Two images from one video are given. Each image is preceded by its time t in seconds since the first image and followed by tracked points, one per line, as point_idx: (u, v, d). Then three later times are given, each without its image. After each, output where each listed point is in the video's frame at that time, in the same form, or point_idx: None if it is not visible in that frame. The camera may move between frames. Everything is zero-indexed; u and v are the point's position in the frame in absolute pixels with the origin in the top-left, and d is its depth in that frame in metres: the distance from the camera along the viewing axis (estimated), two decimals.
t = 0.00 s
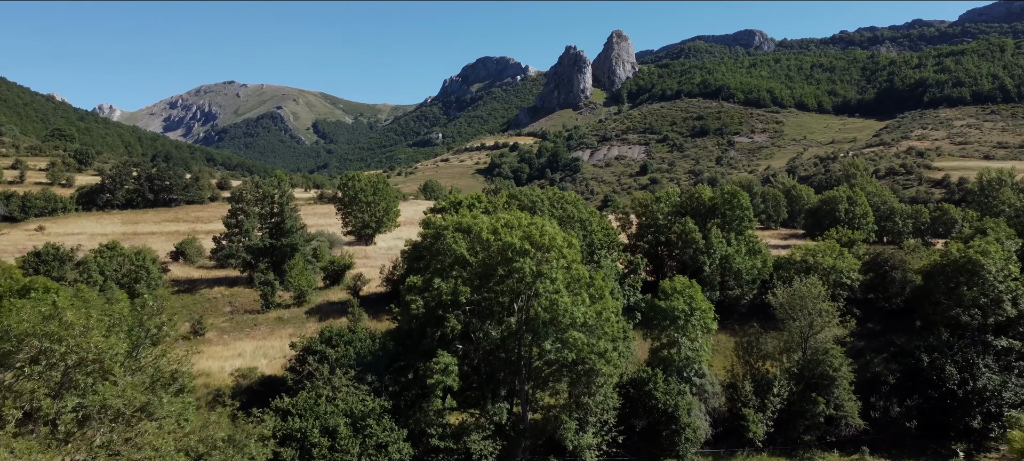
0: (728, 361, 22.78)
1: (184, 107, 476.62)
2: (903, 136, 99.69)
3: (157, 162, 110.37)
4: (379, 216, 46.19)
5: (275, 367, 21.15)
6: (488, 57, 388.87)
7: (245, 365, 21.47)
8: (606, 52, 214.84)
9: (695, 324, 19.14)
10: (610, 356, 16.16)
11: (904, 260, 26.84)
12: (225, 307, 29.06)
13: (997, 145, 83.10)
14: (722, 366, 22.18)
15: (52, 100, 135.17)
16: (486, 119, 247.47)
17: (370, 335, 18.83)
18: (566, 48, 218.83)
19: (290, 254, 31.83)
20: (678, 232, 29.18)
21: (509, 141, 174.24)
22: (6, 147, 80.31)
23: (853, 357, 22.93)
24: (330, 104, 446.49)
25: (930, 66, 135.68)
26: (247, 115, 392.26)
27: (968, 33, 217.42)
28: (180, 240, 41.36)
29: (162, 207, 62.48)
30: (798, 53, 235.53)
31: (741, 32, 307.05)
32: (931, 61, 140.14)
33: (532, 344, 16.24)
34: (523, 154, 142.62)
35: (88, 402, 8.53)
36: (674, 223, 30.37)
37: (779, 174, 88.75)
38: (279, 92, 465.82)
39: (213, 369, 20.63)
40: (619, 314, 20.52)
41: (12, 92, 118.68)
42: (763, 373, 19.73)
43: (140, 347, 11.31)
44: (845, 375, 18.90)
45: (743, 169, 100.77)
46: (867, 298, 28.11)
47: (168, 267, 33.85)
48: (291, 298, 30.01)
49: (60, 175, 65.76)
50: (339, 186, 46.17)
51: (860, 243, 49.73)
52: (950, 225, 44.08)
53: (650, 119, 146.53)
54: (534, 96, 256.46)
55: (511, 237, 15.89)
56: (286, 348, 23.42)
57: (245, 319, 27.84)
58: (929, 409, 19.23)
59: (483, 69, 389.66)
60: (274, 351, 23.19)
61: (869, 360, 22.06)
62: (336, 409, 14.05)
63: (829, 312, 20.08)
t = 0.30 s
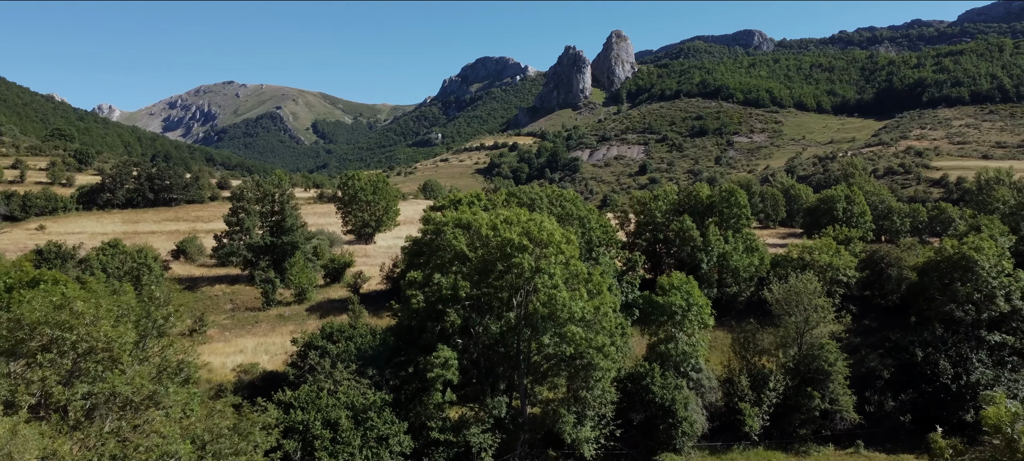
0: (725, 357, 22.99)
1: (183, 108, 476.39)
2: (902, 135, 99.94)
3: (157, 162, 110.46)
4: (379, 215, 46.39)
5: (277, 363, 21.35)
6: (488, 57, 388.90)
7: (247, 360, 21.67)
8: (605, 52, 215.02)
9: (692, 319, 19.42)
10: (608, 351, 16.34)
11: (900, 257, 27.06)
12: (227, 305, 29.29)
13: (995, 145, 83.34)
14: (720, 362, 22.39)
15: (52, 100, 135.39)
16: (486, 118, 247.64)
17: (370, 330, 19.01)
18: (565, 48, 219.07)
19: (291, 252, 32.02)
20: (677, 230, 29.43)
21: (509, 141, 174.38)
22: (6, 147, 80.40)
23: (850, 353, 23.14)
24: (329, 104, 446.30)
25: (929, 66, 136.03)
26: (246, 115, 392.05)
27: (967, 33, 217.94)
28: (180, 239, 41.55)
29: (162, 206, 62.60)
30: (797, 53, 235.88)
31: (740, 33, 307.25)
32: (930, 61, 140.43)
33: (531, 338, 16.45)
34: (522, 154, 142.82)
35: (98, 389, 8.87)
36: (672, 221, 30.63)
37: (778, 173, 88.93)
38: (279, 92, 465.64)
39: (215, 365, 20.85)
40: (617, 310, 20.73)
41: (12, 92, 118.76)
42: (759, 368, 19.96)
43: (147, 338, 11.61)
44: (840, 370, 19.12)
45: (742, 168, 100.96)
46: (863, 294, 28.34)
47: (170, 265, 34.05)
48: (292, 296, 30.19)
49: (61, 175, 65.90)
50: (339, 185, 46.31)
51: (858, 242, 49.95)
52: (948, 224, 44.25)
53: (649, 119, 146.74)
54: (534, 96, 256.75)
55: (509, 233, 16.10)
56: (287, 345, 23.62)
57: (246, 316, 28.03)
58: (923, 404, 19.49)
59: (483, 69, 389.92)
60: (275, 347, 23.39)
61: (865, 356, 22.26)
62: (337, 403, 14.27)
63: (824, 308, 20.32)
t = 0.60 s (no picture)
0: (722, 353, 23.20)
1: (182, 108, 475.92)
2: (900, 135, 100.19)
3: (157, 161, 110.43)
4: (379, 214, 46.55)
5: (278, 358, 21.55)
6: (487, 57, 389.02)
7: (248, 356, 21.89)
8: (604, 52, 215.16)
9: (688, 314, 19.69)
10: (606, 345, 16.48)
11: (896, 255, 27.29)
12: (228, 302, 29.54)
13: (993, 144, 83.61)
14: (716, 358, 22.58)
15: (52, 100, 135.23)
16: (485, 118, 247.70)
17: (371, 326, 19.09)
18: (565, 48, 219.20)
19: (292, 250, 32.19)
20: (674, 228, 29.68)
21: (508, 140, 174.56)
22: (6, 147, 80.44)
23: (845, 348, 23.38)
24: (329, 104, 446.26)
25: (928, 66, 136.36)
26: (246, 115, 391.90)
27: (965, 33, 218.36)
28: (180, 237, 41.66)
29: (162, 206, 62.68)
30: (796, 53, 236.16)
31: (740, 33, 307.41)
32: (929, 61, 140.70)
33: (530, 333, 16.64)
34: (521, 154, 143.03)
35: (107, 378, 9.24)
36: (670, 219, 30.84)
37: (777, 173, 89.13)
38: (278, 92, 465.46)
39: (217, 360, 21.05)
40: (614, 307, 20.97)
41: (12, 92, 118.74)
42: (754, 363, 20.19)
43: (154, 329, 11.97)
44: (835, 365, 19.35)
45: (741, 168, 101.15)
46: (859, 291, 28.59)
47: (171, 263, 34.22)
48: (293, 293, 30.41)
49: (61, 174, 66.01)
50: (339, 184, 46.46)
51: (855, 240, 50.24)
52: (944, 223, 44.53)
53: (648, 119, 146.98)
54: (533, 96, 256.86)
55: (508, 229, 16.32)
56: (288, 341, 23.85)
57: (247, 313, 28.21)
58: (916, 398, 19.80)
59: (482, 68, 390.15)
60: (277, 344, 23.60)
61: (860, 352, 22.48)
62: (339, 396, 14.49)
63: (819, 304, 20.54)
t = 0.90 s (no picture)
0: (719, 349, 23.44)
1: (182, 108, 475.52)
2: (899, 135, 100.39)
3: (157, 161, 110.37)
4: (379, 213, 46.73)
5: (280, 354, 21.75)
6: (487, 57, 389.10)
7: (250, 352, 22.08)
8: (604, 52, 215.28)
9: (685, 310, 19.98)
10: (604, 340, 16.66)
11: (892, 252, 27.53)
12: (229, 300, 29.71)
13: (991, 144, 83.81)
14: (713, 354, 22.81)
15: (51, 100, 135.08)
16: (484, 118, 247.73)
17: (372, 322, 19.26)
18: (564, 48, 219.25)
19: (293, 248, 32.36)
20: (671, 225, 29.89)
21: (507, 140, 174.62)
22: (6, 146, 80.51)
23: (841, 343, 23.64)
24: (328, 104, 446.08)
25: (926, 66, 136.62)
26: (245, 115, 391.71)
27: (964, 33, 218.59)
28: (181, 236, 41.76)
29: (163, 205, 62.77)
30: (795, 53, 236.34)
31: (739, 33, 307.48)
32: (928, 60, 140.87)
33: (529, 328, 16.83)
34: (521, 153, 143.24)
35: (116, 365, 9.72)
36: (668, 217, 31.03)
37: (776, 172, 89.27)
38: (278, 92, 465.19)
39: (219, 356, 21.24)
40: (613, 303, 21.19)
41: (11, 92, 118.69)
42: (751, 358, 20.39)
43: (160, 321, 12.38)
44: (831, 359, 19.58)
45: (740, 167, 101.32)
46: (856, 288, 28.86)
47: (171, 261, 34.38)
48: (294, 291, 30.61)
49: (61, 174, 66.10)
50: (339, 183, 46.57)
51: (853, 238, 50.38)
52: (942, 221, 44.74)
53: (648, 118, 147.18)
54: (532, 96, 256.96)
55: (508, 226, 16.55)
56: (289, 338, 24.04)
57: (248, 311, 28.39)
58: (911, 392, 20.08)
59: (481, 68, 390.16)
60: (278, 340, 23.79)
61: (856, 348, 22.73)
62: (340, 389, 14.74)
63: (815, 300, 20.78)
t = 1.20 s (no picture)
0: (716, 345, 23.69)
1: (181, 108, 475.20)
2: (898, 134, 100.70)
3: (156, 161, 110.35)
4: (378, 212, 46.90)
5: (281, 350, 21.97)
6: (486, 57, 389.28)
7: (252, 348, 22.31)
8: (603, 52, 215.57)
9: (682, 305, 20.25)
10: (601, 334, 16.87)
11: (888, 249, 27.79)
12: (230, 297, 29.91)
13: (990, 144, 84.09)
14: (711, 349, 23.05)
15: (50, 100, 135.06)
16: (484, 118, 247.88)
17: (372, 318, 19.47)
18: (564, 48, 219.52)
19: (293, 246, 32.52)
20: (669, 223, 30.09)
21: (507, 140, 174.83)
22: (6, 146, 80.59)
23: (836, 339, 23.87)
24: (327, 104, 446.15)
25: (925, 65, 136.93)
26: (245, 115, 391.56)
27: (963, 32, 219.08)
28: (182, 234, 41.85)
29: (163, 204, 62.92)
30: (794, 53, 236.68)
31: (738, 33, 307.78)
32: (927, 60, 141.21)
33: (528, 322, 17.03)
34: (520, 153, 143.45)
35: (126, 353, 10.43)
36: (666, 214, 31.23)
37: (775, 172, 89.51)
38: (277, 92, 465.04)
39: (221, 352, 21.45)
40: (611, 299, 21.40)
41: (11, 92, 118.68)
42: (748, 353, 20.63)
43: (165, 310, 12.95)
44: (826, 354, 19.82)
45: (739, 167, 101.54)
46: (853, 285, 29.10)
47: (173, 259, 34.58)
48: (295, 288, 30.83)
49: (61, 173, 66.23)
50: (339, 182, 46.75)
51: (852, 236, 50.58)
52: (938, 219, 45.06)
53: (647, 118, 147.48)
54: (532, 96, 257.15)
55: (507, 222, 16.78)
56: (291, 334, 24.26)
57: (250, 307, 28.59)
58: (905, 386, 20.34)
59: (481, 68, 390.31)
60: (279, 336, 24.02)
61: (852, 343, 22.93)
62: (342, 382, 14.95)
63: (810, 296, 21.01)
